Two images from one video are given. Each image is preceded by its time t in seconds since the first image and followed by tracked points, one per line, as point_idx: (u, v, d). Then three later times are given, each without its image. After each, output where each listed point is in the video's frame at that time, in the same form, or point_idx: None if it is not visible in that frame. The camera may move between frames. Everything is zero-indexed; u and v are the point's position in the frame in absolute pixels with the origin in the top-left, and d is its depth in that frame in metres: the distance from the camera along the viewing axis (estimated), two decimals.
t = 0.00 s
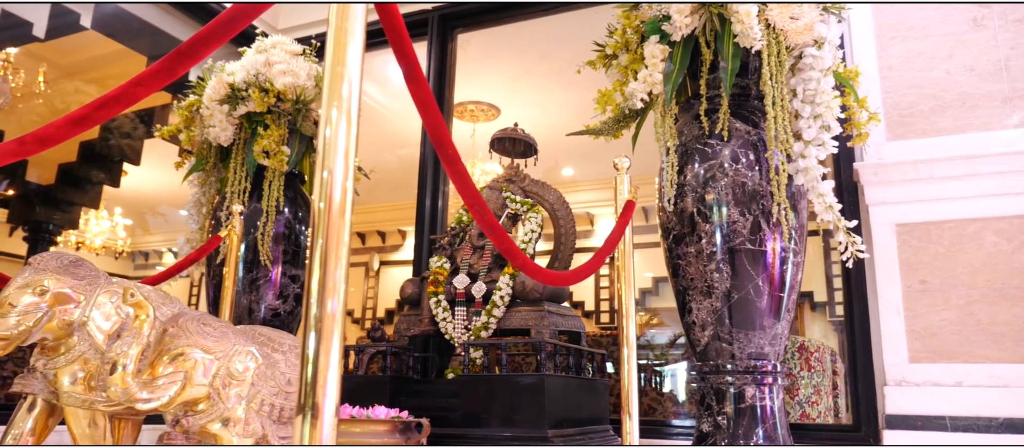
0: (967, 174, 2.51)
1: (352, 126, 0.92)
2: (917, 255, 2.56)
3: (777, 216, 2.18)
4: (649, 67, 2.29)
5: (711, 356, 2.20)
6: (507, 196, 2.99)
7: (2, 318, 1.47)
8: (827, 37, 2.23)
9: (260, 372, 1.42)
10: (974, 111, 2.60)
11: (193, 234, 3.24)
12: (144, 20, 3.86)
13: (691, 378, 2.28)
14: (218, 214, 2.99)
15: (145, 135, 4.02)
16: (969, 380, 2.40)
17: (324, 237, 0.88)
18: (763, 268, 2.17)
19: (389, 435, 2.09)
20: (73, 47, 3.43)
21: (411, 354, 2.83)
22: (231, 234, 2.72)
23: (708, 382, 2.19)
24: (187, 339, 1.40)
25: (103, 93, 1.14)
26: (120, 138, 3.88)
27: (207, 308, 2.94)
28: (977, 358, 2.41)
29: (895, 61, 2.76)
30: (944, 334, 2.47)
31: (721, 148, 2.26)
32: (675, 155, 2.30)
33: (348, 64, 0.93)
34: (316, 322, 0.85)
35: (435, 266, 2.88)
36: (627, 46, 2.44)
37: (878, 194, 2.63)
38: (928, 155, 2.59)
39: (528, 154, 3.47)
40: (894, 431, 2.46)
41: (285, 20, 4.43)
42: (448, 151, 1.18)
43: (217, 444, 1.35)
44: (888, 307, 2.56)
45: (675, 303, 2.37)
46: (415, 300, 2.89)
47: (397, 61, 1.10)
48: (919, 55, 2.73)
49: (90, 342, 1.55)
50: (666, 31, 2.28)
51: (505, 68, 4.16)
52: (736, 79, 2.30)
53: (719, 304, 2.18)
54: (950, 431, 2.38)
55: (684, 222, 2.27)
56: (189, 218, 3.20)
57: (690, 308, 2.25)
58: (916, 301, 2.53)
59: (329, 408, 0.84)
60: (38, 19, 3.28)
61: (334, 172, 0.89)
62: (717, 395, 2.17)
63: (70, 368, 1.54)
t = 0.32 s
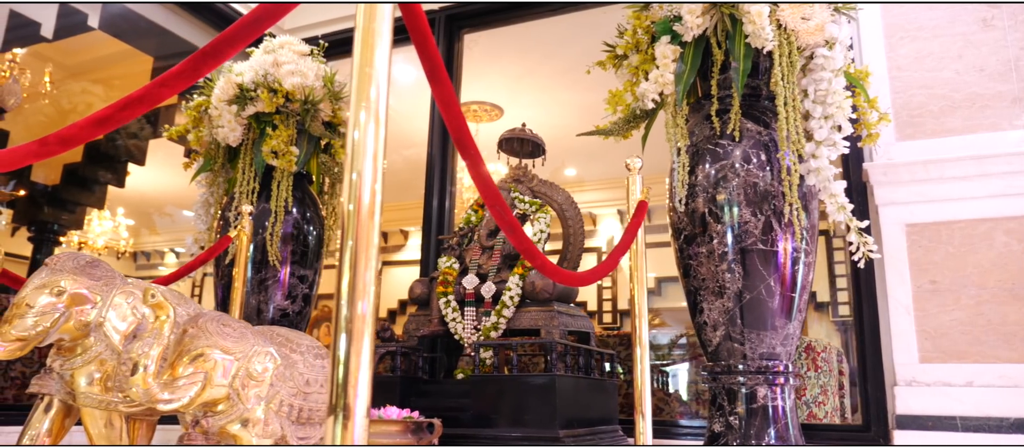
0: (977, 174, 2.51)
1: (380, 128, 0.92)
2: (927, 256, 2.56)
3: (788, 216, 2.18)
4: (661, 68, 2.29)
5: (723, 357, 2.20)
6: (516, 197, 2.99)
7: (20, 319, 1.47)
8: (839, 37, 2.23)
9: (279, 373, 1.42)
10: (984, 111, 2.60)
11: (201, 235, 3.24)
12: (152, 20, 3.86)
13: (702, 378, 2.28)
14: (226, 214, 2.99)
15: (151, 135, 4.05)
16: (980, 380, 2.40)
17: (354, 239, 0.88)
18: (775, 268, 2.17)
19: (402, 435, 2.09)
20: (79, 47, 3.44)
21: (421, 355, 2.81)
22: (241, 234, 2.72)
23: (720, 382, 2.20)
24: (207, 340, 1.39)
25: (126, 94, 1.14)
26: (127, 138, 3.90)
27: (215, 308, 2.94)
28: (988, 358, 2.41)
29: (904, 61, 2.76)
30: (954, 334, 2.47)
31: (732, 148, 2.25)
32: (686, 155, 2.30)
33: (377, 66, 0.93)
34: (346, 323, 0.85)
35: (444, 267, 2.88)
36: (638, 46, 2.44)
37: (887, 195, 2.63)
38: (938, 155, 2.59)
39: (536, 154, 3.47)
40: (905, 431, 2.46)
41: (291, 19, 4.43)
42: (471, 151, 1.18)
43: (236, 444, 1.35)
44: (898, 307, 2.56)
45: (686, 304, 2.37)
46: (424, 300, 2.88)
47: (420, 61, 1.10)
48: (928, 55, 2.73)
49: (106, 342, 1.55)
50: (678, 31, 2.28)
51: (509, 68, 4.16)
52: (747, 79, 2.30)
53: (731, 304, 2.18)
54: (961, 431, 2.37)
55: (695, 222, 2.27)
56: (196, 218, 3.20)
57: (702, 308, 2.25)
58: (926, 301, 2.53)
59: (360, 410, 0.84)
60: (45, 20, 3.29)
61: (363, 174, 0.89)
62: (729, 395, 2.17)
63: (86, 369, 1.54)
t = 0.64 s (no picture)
0: (987, 175, 2.51)
1: (411, 131, 0.92)
2: (937, 256, 2.56)
3: (801, 217, 2.18)
4: (673, 68, 2.28)
5: (735, 357, 2.21)
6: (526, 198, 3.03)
7: (39, 319, 1.47)
8: (850, 38, 2.24)
9: (299, 373, 1.38)
10: (994, 112, 2.60)
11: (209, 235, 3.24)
12: (159, 20, 3.86)
13: (714, 378, 2.29)
14: (235, 214, 2.99)
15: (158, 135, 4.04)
16: (991, 381, 2.40)
17: (387, 241, 0.88)
18: (787, 269, 2.17)
19: (415, 435, 2.09)
20: (86, 47, 3.44)
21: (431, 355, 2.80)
22: (253, 235, 2.73)
23: (732, 382, 2.20)
24: (229, 341, 1.37)
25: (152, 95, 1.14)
26: (135, 139, 3.92)
27: (224, 308, 2.93)
28: (999, 358, 2.41)
29: (914, 62, 2.77)
30: (965, 335, 2.47)
31: (745, 149, 2.26)
32: (698, 156, 2.30)
33: (407, 67, 0.93)
34: (380, 325, 0.85)
35: (454, 267, 2.89)
36: (649, 47, 2.44)
37: (898, 195, 2.63)
38: (948, 155, 2.59)
39: (544, 154, 3.47)
40: (915, 431, 2.46)
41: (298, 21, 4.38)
42: (495, 153, 1.18)
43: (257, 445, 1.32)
44: (908, 308, 2.56)
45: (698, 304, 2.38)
46: (435, 300, 2.89)
47: (446, 61, 1.10)
48: (938, 55, 2.73)
49: (123, 343, 1.55)
50: (690, 32, 2.28)
51: (511, 69, 4.16)
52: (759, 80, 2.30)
53: (743, 305, 2.18)
54: (972, 431, 2.38)
55: (707, 223, 2.27)
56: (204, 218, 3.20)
57: (714, 308, 2.25)
58: (937, 302, 2.53)
59: (395, 411, 0.84)
60: (54, 21, 3.28)
61: (395, 177, 0.89)
62: (742, 396, 2.18)
63: (104, 370, 1.54)
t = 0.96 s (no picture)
0: (997, 176, 2.52)
1: (444, 134, 0.92)
2: (947, 257, 2.56)
3: (814, 218, 2.18)
4: (685, 69, 2.29)
5: (747, 358, 2.21)
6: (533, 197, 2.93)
7: (58, 320, 1.46)
8: (863, 39, 2.24)
9: (320, 374, 1.37)
10: (1004, 113, 2.61)
11: (218, 236, 3.26)
12: (167, 20, 3.85)
13: (726, 379, 2.29)
14: (244, 214, 2.99)
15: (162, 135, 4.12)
16: (1002, 381, 2.40)
17: (421, 243, 0.88)
18: (799, 270, 2.17)
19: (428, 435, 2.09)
20: (93, 46, 3.45)
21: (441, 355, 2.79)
22: (262, 235, 2.70)
23: (745, 383, 2.20)
24: (250, 341, 1.35)
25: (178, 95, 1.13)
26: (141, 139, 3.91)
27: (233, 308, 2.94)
28: (1010, 359, 2.41)
29: (923, 63, 2.77)
30: (976, 336, 2.47)
31: (757, 150, 2.26)
32: (710, 157, 2.30)
33: (439, 69, 0.93)
34: (415, 327, 0.85)
35: (463, 267, 2.90)
36: (660, 48, 2.44)
37: (907, 196, 2.63)
38: (958, 156, 2.59)
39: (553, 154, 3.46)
40: (926, 432, 2.46)
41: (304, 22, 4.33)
42: (520, 153, 1.18)
43: (279, 446, 1.32)
44: (919, 309, 2.56)
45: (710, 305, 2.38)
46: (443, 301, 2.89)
47: (473, 62, 1.09)
48: (948, 57, 2.74)
49: (142, 344, 1.55)
50: (702, 33, 2.28)
51: (517, 69, 4.15)
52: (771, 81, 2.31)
53: (755, 305, 2.18)
54: (983, 432, 2.38)
55: (719, 224, 2.27)
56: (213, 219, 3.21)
57: (726, 309, 2.25)
58: (947, 302, 2.53)
59: (430, 411, 0.84)
60: (63, 21, 3.25)
61: (429, 179, 0.89)
62: (754, 397, 2.18)
63: (122, 371, 1.54)
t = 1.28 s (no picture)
0: (1008, 178, 2.52)
1: (478, 135, 0.92)
2: (958, 259, 2.57)
3: (826, 219, 2.18)
4: (698, 71, 2.30)
5: (760, 359, 2.21)
6: (542, 198, 2.91)
7: (78, 321, 1.46)
8: (875, 41, 2.24)
9: (342, 375, 1.37)
10: (1013, 115, 2.61)
11: (226, 237, 3.26)
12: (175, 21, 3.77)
13: (738, 380, 2.29)
14: (253, 215, 2.98)
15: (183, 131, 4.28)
16: (1012, 383, 2.41)
17: (456, 245, 0.88)
18: (812, 271, 2.17)
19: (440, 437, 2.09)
20: (99, 47, 3.47)
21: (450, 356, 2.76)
22: (272, 236, 2.68)
23: (757, 384, 2.20)
24: (273, 343, 1.35)
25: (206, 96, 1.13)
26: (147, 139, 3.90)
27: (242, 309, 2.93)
28: (1020, 360, 2.42)
29: (933, 65, 2.77)
30: (986, 337, 2.48)
31: (769, 151, 2.26)
32: (722, 158, 2.30)
33: (473, 71, 0.93)
34: (451, 328, 0.86)
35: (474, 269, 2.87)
36: (672, 49, 2.44)
37: (917, 197, 2.63)
38: (968, 158, 2.59)
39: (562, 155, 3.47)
40: (937, 433, 2.46)
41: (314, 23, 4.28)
42: (546, 154, 1.18)
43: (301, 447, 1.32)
44: (930, 310, 2.57)
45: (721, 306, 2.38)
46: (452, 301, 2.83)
47: (501, 63, 1.09)
48: (957, 59, 2.74)
49: (160, 345, 1.55)
50: (715, 35, 2.29)
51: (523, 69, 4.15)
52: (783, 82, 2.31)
53: (768, 307, 2.19)
54: (994, 433, 2.38)
55: (731, 224, 2.28)
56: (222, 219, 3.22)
57: (738, 310, 2.26)
58: (957, 304, 2.54)
59: (468, 413, 0.84)
60: (70, 21, 3.24)
61: (463, 182, 0.89)
62: (767, 398, 2.18)
63: (141, 372, 1.54)
